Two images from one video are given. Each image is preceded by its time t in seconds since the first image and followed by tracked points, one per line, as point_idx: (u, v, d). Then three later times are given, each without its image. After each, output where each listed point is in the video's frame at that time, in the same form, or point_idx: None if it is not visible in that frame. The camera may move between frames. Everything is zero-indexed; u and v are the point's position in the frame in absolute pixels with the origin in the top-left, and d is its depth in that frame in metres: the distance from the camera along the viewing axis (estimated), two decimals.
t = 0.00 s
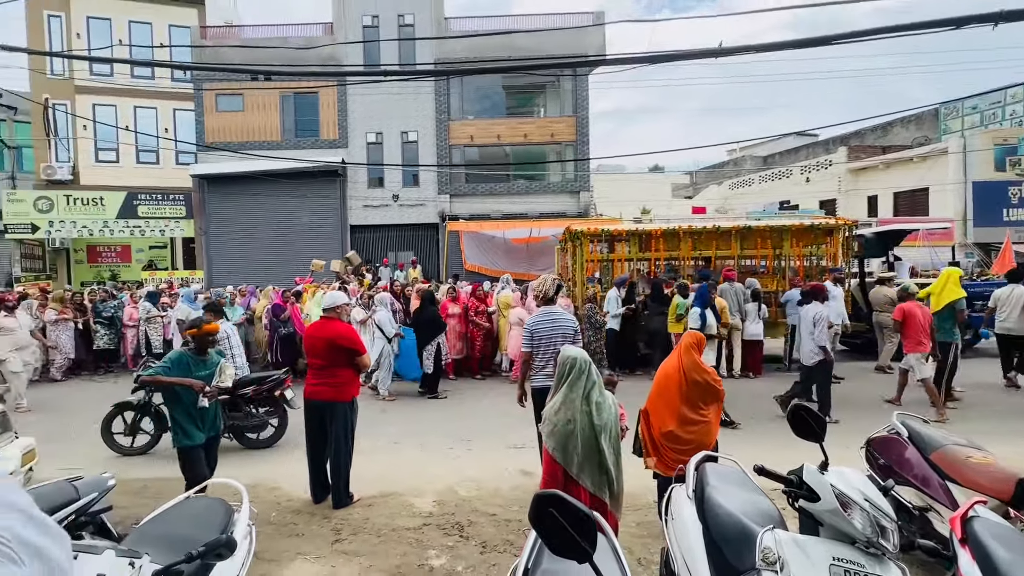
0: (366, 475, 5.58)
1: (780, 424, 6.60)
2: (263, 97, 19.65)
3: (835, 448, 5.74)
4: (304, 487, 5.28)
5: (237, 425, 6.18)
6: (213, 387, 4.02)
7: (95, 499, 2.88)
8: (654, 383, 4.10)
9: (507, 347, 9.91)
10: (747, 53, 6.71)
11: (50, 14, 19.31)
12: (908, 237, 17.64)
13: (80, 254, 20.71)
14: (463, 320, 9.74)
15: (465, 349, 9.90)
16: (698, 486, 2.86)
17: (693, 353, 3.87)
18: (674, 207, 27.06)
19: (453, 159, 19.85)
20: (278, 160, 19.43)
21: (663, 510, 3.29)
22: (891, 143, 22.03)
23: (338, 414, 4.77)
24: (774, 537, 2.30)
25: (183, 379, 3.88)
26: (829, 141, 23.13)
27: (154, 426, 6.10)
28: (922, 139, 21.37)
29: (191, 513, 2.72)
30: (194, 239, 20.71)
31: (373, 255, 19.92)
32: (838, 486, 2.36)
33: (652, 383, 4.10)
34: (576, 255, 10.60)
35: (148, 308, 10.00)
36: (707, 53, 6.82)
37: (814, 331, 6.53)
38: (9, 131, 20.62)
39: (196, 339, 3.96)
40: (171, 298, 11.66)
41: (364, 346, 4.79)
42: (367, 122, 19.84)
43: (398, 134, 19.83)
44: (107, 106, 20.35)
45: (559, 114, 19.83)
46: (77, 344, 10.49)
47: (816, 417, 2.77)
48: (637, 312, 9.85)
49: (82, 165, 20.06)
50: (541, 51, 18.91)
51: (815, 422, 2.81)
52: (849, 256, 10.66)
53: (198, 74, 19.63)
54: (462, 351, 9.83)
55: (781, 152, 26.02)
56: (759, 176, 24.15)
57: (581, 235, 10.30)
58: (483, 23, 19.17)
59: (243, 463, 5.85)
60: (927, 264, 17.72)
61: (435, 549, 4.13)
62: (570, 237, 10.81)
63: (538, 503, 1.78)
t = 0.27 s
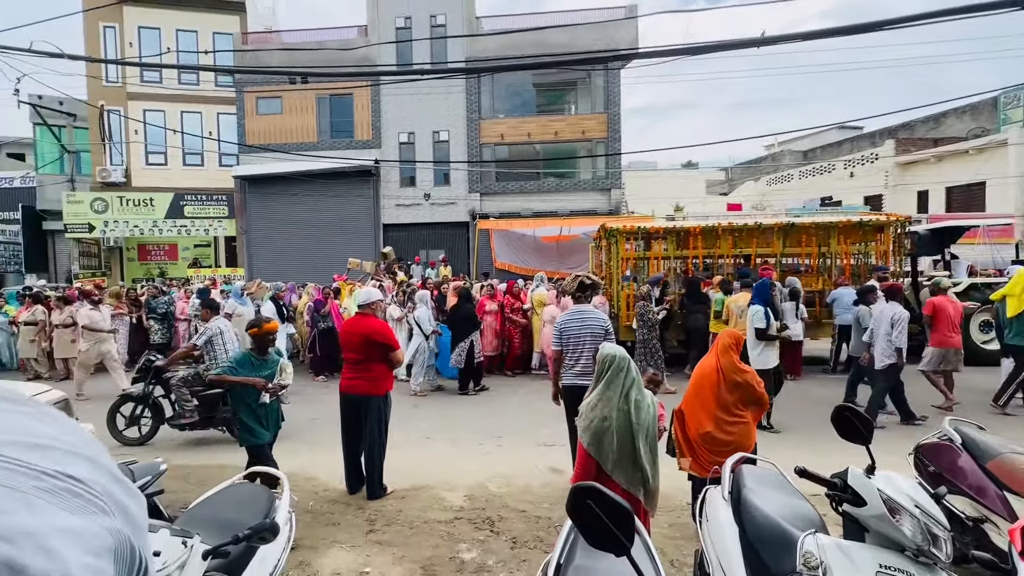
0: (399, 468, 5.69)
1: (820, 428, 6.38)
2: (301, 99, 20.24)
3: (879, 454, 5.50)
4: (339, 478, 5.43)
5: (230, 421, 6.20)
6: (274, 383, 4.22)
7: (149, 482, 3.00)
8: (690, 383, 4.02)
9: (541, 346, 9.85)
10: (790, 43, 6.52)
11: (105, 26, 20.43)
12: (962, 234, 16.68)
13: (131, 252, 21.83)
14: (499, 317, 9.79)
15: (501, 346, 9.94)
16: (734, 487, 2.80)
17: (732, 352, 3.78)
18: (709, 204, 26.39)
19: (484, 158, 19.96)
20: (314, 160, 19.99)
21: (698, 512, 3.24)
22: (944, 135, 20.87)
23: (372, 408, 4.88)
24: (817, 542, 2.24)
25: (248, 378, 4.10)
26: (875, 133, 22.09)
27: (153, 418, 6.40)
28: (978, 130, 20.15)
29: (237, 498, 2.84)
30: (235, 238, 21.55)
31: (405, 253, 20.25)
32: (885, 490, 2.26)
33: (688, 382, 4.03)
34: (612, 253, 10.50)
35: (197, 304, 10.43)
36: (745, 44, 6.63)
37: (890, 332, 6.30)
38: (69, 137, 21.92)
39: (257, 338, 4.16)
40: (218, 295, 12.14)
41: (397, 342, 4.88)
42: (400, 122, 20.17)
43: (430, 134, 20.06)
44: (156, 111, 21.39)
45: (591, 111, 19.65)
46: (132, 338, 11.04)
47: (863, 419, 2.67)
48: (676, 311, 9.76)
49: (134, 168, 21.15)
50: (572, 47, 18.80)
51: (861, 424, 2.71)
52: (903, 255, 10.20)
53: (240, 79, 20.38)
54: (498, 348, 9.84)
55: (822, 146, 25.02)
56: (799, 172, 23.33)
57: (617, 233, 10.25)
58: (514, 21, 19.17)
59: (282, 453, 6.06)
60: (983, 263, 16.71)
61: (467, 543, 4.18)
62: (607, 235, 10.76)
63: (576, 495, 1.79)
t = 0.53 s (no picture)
0: (428, 464, 5.77)
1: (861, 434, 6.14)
2: (334, 101, 20.72)
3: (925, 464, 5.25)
4: (370, 472, 5.55)
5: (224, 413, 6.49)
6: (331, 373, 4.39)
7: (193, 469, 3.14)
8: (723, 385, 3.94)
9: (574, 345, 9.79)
10: (835, 35, 6.29)
11: (152, 34, 21.39)
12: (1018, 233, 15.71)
13: (175, 250, 22.81)
14: (531, 315, 9.88)
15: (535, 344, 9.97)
16: (769, 492, 2.74)
17: (768, 355, 3.67)
18: (742, 202, 25.68)
19: (512, 157, 19.99)
20: (347, 161, 20.43)
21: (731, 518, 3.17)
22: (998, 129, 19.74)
23: (403, 403, 4.97)
24: (859, 551, 2.16)
25: (312, 369, 4.25)
26: (922, 127, 21.05)
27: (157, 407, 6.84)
28: None
29: (276, 489, 2.94)
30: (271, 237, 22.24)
31: (434, 252, 20.47)
32: (934, 501, 2.17)
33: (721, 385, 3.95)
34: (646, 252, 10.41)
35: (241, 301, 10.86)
36: (785, 37, 6.43)
37: (972, 336, 6.00)
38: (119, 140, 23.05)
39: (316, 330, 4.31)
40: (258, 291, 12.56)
41: (428, 339, 4.97)
42: (429, 122, 20.39)
43: (459, 133, 20.20)
44: (199, 114, 22.26)
45: (620, 108, 19.42)
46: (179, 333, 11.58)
47: (910, 427, 2.56)
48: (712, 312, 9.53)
49: (178, 169, 22.07)
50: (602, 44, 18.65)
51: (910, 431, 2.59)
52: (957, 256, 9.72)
53: (277, 82, 21.02)
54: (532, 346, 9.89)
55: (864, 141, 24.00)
56: (839, 168, 22.48)
57: (652, 232, 10.13)
58: (543, 19, 19.11)
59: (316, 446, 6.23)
60: None
61: (495, 540, 4.21)
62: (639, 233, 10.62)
63: (611, 494, 1.77)
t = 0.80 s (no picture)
0: (455, 460, 5.83)
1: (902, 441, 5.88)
2: (365, 102, 21.09)
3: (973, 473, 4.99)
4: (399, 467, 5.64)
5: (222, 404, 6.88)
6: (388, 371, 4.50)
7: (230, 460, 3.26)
8: (758, 387, 3.84)
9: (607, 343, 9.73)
10: (883, 24, 6.03)
11: (193, 40, 22.22)
12: None
13: (213, 249, 23.67)
14: (563, 314, 9.78)
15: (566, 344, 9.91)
16: (806, 496, 2.66)
17: (804, 358, 3.54)
18: (776, 199, 24.95)
19: (539, 155, 19.95)
20: (376, 160, 20.78)
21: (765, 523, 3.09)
22: None
23: (431, 400, 5.03)
24: (904, 563, 2.07)
25: (375, 368, 4.37)
26: (971, 118, 19.99)
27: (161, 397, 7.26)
28: None
29: (310, 480, 3.03)
30: (303, 236, 22.82)
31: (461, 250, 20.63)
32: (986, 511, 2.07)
33: (755, 386, 3.84)
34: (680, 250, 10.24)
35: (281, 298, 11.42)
36: (824, 28, 6.21)
37: None
38: (161, 143, 24.08)
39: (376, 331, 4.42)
40: (294, 287, 13.08)
41: (456, 337, 5.01)
42: (457, 121, 20.52)
43: (486, 132, 20.27)
44: (235, 117, 23.01)
45: (649, 104, 19.12)
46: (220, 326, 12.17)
47: (960, 432, 2.44)
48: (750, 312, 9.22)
49: (216, 170, 22.89)
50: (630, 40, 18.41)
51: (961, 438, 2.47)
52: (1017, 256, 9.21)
53: (309, 85, 21.53)
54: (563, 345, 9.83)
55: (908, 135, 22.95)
56: (880, 163, 21.59)
57: (687, 230, 9.92)
58: (572, 16, 18.97)
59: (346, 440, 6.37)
60: None
61: (521, 537, 4.22)
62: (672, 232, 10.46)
63: (645, 494, 1.75)
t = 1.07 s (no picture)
0: (479, 458, 5.86)
1: (945, 449, 5.62)
2: (391, 103, 21.37)
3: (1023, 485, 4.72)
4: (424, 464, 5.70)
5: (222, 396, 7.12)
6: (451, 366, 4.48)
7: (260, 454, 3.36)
8: (792, 390, 3.73)
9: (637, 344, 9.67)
10: (927, 14, 5.78)
11: (226, 45, 22.92)
12: None
13: (245, 248, 24.38)
14: (592, 314, 9.80)
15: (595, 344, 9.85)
16: (841, 505, 2.58)
17: (839, 361, 3.42)
18: (809, 196, 24.18)
19: (563, 153, 19.85)
20: (402, 160, 21.03)
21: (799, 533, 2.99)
22: None
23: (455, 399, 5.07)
24: None
25: (438, 361, 4.38)
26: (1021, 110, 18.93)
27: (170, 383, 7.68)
28: None
29: (339, 476, 3.09)
30: (331, 235, 23.28)
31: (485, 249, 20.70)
32: None
33: (789, 389, 3.73)
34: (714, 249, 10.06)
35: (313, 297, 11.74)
36: (863, 20, 5.98)
37: None
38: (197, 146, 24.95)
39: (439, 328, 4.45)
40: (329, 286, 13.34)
41: (481, 336, 5.03)
42: (481, 121, 20.58)
43: (510, 131, 20.27)
44: (266, 120, 23.62)
45: (676, 100, 18.79)
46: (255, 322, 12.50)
47: (1011, 444, 2.31)
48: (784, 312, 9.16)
49: (248, 171, 23.55)
50: (657, 36, 18.14)
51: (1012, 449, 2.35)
52: None
53: (337, 87, 21.94)
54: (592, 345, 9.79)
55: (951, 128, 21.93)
56: (921, 158, 20.73)
57: (721, 228, 9.69)
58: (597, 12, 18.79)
59: (372, 436, 6.47)
60: None
61: (545, 537, 4.21)
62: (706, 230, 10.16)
63: (677, 501, 1.72)
